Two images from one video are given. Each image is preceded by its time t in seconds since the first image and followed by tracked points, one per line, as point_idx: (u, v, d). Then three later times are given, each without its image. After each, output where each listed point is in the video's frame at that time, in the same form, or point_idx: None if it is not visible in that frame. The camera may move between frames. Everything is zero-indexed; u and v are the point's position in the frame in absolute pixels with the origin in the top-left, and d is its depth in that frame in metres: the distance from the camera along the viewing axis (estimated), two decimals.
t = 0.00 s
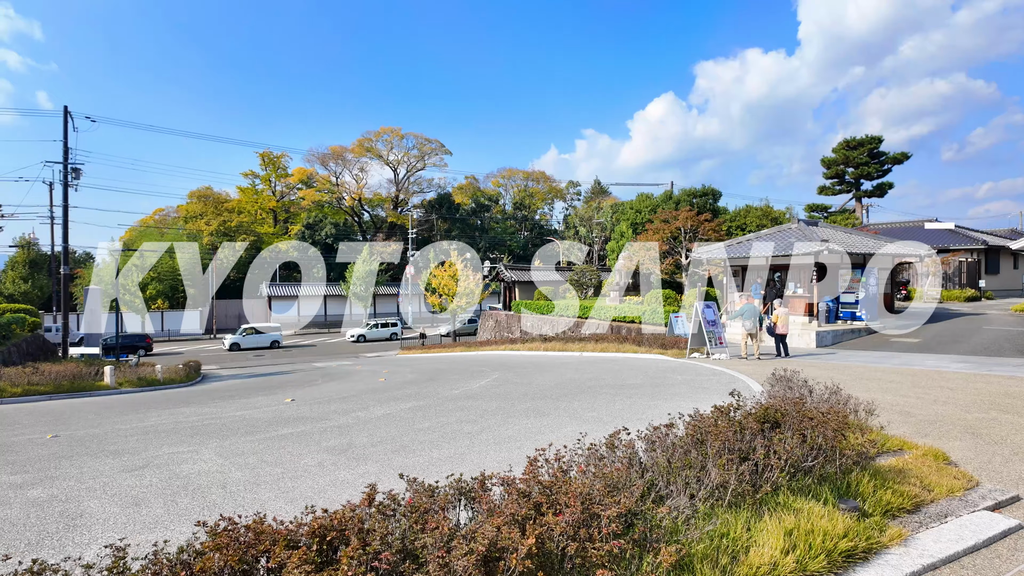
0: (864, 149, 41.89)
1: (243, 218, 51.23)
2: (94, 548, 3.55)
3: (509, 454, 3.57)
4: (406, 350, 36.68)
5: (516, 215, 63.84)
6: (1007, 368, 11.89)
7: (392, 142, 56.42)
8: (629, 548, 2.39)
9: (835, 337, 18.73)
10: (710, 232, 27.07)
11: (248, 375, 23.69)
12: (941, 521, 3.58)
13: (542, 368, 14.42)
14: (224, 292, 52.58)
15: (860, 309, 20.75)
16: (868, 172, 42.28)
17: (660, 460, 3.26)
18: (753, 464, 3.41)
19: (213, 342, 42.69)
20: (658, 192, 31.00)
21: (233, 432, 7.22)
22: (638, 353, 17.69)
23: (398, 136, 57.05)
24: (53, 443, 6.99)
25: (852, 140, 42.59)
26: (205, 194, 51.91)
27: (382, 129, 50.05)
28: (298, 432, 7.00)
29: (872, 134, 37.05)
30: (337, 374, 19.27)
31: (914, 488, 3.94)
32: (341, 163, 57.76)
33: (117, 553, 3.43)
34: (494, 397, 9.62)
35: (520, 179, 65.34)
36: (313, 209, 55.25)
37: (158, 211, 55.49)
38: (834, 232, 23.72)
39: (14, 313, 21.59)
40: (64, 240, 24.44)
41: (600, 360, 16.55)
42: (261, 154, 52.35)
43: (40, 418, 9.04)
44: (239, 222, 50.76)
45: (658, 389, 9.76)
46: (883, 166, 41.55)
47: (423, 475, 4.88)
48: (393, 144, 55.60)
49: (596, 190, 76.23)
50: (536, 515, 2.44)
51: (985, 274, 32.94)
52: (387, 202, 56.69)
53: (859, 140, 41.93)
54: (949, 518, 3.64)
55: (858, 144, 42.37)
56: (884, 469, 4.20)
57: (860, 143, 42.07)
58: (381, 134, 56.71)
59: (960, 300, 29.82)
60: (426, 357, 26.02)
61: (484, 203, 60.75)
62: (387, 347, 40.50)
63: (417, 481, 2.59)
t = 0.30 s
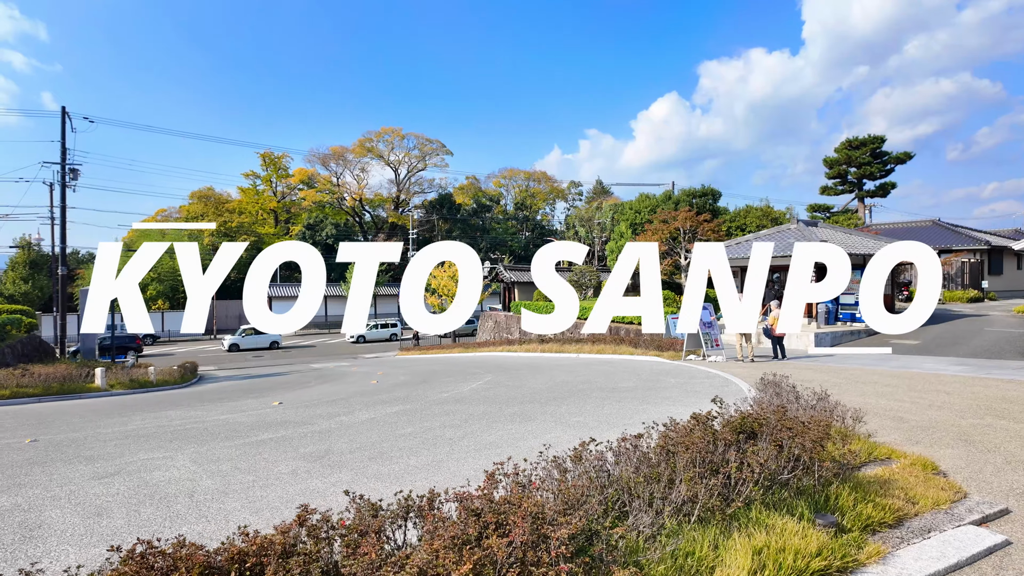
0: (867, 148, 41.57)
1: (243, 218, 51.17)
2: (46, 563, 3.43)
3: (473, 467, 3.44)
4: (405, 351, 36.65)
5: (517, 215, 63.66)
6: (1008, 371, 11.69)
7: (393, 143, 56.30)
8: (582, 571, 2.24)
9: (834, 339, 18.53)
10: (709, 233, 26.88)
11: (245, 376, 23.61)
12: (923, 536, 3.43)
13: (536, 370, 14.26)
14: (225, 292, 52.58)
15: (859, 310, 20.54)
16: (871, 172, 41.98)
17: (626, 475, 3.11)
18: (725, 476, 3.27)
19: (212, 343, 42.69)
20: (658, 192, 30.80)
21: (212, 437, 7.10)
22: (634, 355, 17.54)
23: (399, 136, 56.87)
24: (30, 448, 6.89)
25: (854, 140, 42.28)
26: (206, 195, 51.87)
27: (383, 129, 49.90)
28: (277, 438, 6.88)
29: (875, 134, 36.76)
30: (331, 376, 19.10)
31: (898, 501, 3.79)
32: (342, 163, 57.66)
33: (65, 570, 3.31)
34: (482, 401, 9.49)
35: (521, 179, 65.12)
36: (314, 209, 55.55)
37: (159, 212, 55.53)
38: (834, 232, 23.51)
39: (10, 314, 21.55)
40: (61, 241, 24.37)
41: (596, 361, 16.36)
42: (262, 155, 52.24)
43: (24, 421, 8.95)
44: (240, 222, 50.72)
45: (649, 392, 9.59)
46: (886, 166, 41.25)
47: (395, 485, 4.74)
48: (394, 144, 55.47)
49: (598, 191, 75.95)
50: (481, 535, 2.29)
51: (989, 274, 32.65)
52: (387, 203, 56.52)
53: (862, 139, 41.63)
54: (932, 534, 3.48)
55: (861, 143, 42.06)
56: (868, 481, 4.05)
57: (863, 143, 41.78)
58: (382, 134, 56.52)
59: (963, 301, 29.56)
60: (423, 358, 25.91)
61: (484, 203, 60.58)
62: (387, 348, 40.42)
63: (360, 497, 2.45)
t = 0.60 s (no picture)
0: (867, 148, 41.41)
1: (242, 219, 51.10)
2: None
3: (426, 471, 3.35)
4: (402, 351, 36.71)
5: (517, 216, 63.61)
6: (1001, 373, 11.57)
7: (392, 143, 56.25)
8: None
9: (830, 340, 18.40)
10: (705, 233, 26.77)
11: (241, 376, 23.59)
12: (890, 543, 3.32)
13: (527, 371, 14.14)
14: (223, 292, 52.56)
15: (855, 310, 20.41)
16: (871, 172, 41.81)
17: (578, 480, 3.02)
18: (682, 480, 3.16)
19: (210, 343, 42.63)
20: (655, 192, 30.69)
21: (188, 439, 7.01)
22: (627, 356, 17.44)
23: (398, 137, 56.78)
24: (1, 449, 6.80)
25: (854, 140, 42.11)
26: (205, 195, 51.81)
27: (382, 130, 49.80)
28: (251, 440, 6.78)
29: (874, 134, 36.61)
30: (324, 377, 19.00)
31: (867, 506, 3.69)
32: (341, 164, 57.59)
33: None
34: (467, 402, 9.40)
35: (521, 180, 65.01)
36: (313, 210, 55.46)
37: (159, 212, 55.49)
38: (831, 233, 23.39)
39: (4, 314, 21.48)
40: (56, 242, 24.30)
41: (589, 362, 16.23)
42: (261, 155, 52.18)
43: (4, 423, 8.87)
44: (239, 223, 50.65)
45: (636, 393, 9.49)
46: (886, 166, 41.09)
47: (360, 488, 4.65)
48: (393, 145, 55.40)
49: (599, 191, 75.85)
50: (408, 545, 2.19)
51: (988, 275, 32.48)
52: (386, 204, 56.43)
53: (861, 139, 41.46)
54: (900, 540, 3.36)
55: (861, 143, 41.88)
56: (839, 485, 3.94)
57: (863, 143, 41.61)
58: (381, 135, 56.44)
59: (961, 301, 29.41)
60: (418, 359, 25.85)
61: (484, 204, 60.48)
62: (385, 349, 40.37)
63: (289, 503, 2.37)
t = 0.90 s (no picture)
0: (865, 149, 41.34)
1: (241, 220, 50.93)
2: None
3: (378, 482, 3.28)
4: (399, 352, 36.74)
5: (515, 217, 63.58)
6: (992, 375, 11.51)
7: (391, 144, 56.16)
8: None
9: (824, 341, 18.31)
10: (701, 234, 26.73)
11: (235, 378, 23.55)
12: (854, 555, 3.23)
13: (517, 373, 14.06)
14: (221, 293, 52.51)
15: (850, 311, 20.33)
16: (870, 173, 41.70)
17: (529, 493, 2.94)
18: (637, 491, 3.09)
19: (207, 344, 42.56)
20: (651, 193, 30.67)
21: (163, 444, 6.94)
22: (620, 358, 17.36)
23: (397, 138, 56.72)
24: None
25: (853, 140, 42.01)
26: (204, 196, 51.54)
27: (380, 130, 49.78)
28: (227, 445, 6.70)
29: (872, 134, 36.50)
30: (316, 378, 18.90)
31: (834, 516, 3.61)
32: (339, 165, 57.52)
33: None
34: (452, 405, 9.33)
35: (520, 180, 64.93)
36: (312, 211, 55.39)
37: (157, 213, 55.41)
38: (826, 234, 23.34)
39: None
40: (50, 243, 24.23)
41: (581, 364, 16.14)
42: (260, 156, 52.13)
43: None
44: (237, 224, 50.52)
45: (622, 396, 9.43)
46: (884, 166, 40.99)
47: (326, 495, 4.57)
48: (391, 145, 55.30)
49: (597, 191, 75.79)
50: (331, 566, 2.12)
51: (985, 276, 32.41)
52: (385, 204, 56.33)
53: (860, 140, 41.38)
54: (865, 552, 3.27)
55: (859, 144, 41.79)
56: (806, 494, 3.86)
57: (861, 144, 41.51)
58: (380, 135, 56.36)
59: (959, 302, 29.31)
60: (413, 360, 25.80)
61: (482, 204, 60.42)
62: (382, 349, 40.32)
63: (215, 519, 2.29)
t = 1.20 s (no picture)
0: (863, 148, 41.20)
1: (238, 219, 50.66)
2: None
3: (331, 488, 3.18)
4: (395, 352, 36.69)
5: (514, 216, 63.42)
6: (985, 375, 11.40)
7: (389, 143, 56.04)
8: None
9: (818, 341, 18.21)
10: (697, 234, 26.65)
11: (228, 377, 23.47)
12: (823, 560, 3.11)
13: (508, 373, 13.94)
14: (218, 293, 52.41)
15: (845, 311, 20.19)
16: (868, 172, 41.57)
17: (480, 497, 2.82)
18: (596, 495, 2.99)
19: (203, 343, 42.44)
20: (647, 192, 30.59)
21: (139, 444, 6.85)
22: (613, 357, 17.27)
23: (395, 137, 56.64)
24: None
25: (851, 140, 41.88)
26: (201, 195, 51.14)
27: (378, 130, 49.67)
28: (203, 446, 6.60)
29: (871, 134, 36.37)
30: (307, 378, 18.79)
31: (805, 520, 3.50)
32: (337, 164, 57.43)
33: None
34: (436, 405, 9.23)
35: (519, 179, 64.76)
36: (310, 210, 55.29)
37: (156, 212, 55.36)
38: (823, 233, 23.23)
39: None
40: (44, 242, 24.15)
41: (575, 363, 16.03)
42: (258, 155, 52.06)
43: None
44: (235, 223, 50.27)
45: (609, 396, 9.33)
46: (883, 166, 40.85)
47: (292, 498, 4.47)
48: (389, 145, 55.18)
49: (596, 191, 75.63)
50: (253, 575, 2.02)
51: (983, 275, 32.27)
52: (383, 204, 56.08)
53: (859, 139, 41.26)
54: (834, 558, 3.14)
55: (858, 143, 41.66)
56: (778, 498, 3.75)
57: (860, 143, 41.37)
58: (378, 134, 56.27)
59: (957, 301, 29.17)
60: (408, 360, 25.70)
61: (481, 204, 60.26)
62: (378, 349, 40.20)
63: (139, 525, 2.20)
